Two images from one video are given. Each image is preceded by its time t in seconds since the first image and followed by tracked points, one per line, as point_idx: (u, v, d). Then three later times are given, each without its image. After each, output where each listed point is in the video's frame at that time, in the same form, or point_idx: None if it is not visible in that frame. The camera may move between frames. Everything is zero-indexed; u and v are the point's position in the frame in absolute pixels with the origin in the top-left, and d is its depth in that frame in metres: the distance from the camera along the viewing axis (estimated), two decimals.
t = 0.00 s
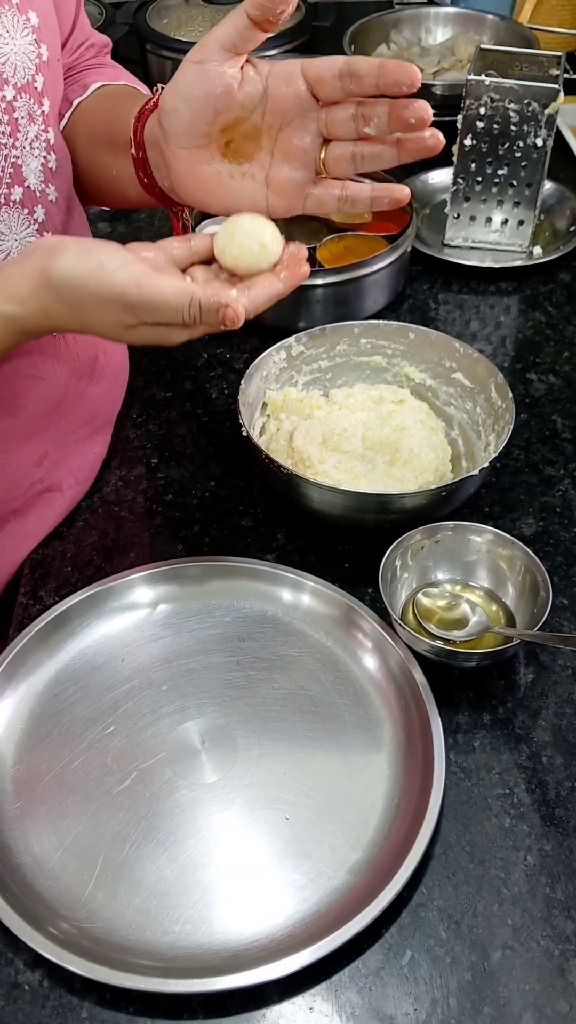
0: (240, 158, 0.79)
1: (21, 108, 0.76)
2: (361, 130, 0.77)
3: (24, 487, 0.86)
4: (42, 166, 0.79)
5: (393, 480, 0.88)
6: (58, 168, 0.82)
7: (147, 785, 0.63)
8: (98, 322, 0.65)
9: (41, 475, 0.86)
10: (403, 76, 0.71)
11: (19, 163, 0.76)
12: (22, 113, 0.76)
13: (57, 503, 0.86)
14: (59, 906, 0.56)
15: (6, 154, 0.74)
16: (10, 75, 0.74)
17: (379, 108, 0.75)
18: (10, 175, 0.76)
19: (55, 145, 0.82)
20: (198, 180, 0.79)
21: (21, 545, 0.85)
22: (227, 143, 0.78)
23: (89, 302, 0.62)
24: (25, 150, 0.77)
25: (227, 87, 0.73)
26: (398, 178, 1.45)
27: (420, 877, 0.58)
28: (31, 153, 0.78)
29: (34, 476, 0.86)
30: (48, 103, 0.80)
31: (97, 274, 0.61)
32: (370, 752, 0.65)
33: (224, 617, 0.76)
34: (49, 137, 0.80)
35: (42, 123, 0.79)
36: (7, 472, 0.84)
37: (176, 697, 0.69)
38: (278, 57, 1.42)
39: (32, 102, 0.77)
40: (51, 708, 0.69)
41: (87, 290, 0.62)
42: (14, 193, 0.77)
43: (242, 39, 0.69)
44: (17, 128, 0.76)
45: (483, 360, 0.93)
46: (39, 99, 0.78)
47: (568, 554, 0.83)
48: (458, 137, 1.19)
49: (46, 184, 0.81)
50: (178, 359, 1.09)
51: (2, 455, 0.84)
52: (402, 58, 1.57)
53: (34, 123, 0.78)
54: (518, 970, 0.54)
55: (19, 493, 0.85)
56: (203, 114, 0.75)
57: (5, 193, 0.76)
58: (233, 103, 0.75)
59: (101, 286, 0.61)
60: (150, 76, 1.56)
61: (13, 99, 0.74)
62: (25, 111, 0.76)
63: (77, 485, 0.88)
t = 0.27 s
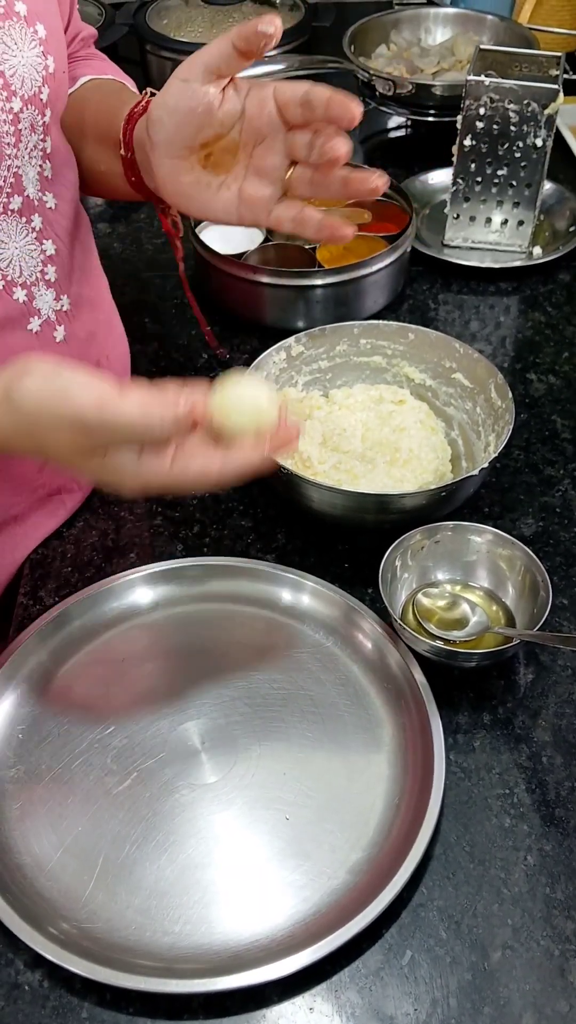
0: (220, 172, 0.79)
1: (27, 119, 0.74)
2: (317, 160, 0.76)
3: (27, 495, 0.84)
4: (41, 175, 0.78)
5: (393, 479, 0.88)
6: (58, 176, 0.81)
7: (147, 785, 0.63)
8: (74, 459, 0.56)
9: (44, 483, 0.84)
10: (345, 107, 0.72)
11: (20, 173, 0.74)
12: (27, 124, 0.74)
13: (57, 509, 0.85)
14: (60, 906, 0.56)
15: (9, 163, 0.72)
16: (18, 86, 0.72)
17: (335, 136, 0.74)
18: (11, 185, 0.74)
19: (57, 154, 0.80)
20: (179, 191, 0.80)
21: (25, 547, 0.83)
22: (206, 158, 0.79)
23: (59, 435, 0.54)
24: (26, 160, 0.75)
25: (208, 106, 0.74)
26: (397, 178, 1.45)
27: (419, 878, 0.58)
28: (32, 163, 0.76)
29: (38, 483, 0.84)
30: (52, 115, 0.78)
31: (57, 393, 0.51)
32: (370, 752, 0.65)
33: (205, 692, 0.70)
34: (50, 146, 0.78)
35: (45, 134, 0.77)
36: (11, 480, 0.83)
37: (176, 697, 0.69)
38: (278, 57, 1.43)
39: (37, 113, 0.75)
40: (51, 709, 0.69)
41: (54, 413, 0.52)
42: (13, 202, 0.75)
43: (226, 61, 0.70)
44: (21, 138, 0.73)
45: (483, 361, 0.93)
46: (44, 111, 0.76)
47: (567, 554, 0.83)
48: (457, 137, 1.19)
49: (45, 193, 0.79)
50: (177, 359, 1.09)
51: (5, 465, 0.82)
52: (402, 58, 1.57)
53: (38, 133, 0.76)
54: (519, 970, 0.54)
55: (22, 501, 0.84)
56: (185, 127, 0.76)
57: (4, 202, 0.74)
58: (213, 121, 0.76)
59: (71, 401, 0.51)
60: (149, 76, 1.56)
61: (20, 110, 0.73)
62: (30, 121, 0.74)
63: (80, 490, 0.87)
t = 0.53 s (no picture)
0: (193, 210, 0.86)
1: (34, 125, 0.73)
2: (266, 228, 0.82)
3: (29, 499, 0.81)
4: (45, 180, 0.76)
5: (393, 479, 0.88)
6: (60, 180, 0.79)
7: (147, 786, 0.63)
8: (33, 693, 0.53)
9: (45, 484, 0.83)
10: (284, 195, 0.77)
11: (25, 178, 0.73)
12: (34, 130, 0.73)
13: (58, 511, 0.85)
14: (60, 906, 0.56)
15: (16, 168, 0.71)
16: (26, 92, 0.71)
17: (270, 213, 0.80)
18: (16, 189, 0.72)
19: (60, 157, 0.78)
20: (155, 220, 0.87)
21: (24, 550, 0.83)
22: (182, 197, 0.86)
23: (31, 647, 0.52)
24: (31, 165, 0.74)
25: (187, 152, 0.81)
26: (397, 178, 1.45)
27: (421, 879, 0.58)
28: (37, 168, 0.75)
29: (39, 484, 0.82)
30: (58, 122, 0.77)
31: (62, 604, 0.53)
32: (370, 752, 0.65)
33: (163, 828, 0.60)
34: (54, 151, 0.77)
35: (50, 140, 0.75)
36: (12, 485, 0.79)
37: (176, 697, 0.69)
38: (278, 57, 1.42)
39: (44, 119, 0.74)
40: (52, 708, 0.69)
41: (58, 626, 0.52)
42: (16, 207, 0.73)
43: (208, 116, 0.78)
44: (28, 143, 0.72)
45: (484, 361, 0.93)
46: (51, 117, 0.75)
47: (568, 554, 0.83)
48: (457, 137, 1.19)
49: (47, 198, 0.77)
50: (177, 359, 1.08)
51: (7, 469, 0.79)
52: (402, 58, 1.57)
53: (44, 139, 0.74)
54: (520, 970, 0.53)
55: (23, 503, 0.81)
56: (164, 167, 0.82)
57: (7, 206, 0.72)
58: (192, 166, 0.82)
59: (71, 630, 0.53)
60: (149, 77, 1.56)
61: (28, 116, 0.72)
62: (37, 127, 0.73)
63: (79, 491, 0.87)
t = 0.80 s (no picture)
0: (187, 221, 0.86)
1: (36, 127, 0.72)
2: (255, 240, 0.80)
3: (29, 499, 0.82)
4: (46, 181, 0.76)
5: (393, 478, 0.88)
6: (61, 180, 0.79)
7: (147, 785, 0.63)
8: (39, 793, 0.48)
9: (45, 484, 0.83)
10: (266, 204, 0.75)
11: (27, 180, 0.73)
12: (36, 132, 0.73)
13: (57, 512, 0.85)
14: (60, 906, 0.56)
15: (17, 170, 0.71)
16: (27, 94, 0.71)
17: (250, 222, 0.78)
18: (17, 192, 0.72)
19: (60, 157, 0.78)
20: (149, 228, 0.87)
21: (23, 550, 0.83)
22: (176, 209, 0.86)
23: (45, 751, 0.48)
24: (33, 167, 0.73)
25: (182, 163, 0.81)
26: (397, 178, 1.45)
27: (420, 879, 0.58)
28: (38, 170, 0.74)
29: (40, 485, 0.82)
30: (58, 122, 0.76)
31: (88, 712, 0.49)
32: (370, 752, 0.65)
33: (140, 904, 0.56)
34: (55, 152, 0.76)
35: (51, 141, 0.75)
36: (12, 486, 0.80)
37: (176, 698, 0.69)
38: (277, 57, 1.42)
39: (45, 120, 0.74)
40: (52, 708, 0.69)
41: (82, 731, 0.48)
42: (18, 209, 0.73)
43: (203, 130, 0.78)
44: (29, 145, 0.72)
45: (484, 361, 0.93)
46: (51, 117, 0.75)
47: (568, 554, 0.83)
48: (457, 137, 1.19)
49: (48, 199, 0.77)
50: (177, 359, 1.08)
51: (7, 471, 0.79)
52: (401, 57, 1.57)
53: (45, 140, 0.74)
54: (520, 970, 0.53)
55: (23, 504, 0.81)
56: (159, 178, 0.83)
57: (9, 208, 0.72)
58: (186, 178, 0.82)
59: (96, 740, 0.48)
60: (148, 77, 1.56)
61: (29, 119, 0.71)
62: (38, 129, 0.73)
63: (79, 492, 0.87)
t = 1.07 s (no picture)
0: (182, 227, 0.85)
1: (38, 129, 0.73)
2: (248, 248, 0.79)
3: (29, 501, 0.82)
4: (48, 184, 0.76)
5: (393, 478, 0.88)
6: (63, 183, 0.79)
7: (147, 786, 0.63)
8: (35, 809, 0.48)
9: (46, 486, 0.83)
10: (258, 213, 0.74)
11: (29, 182, 0.73)
12: (38, 134, 0.73)
13: (58, 513, 0.85)
14: (59, 906, 0.56)
15: (19, 171, 0.71)
16: (29, 96, 0.71)
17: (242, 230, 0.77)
18: (18, 193, 0.72)
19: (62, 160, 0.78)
20: (144, 234, 0.87)
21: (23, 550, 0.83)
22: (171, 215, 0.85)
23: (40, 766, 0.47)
24: (35, 169, 0.73)
25: (176, 170, 0.81)
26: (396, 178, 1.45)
27: (421, 879, 0.58)
28: (40, 171, 0.74)
29: (41, 487, 0.82)
30: (59, 124, 0.77)
31: (87, 731, 0.48)
32: (370, 752, 0.65)
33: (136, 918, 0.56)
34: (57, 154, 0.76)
35: (53, 143, 0.75)
36: (13, 487, 0.80)
37: (176, 698, 0.69)
38: (276, 57, 1.42)
39: (47, 122, 0.74)
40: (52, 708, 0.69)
41: (82, 755, 0.47)
42: (19, 210, 0.73)
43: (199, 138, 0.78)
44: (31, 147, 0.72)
45: (484, 361, 0.93)
46: (53, 119, 0.75)
47: (568, 554, 0.83)
48: (456, 137, 1.20)
49: (50, 201, 0.77)
50: (176, 359, 1.08)
51: (7, 472, 0.79)
52: (401, 58, 1.57)
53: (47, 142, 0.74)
54: (520, 970, 0.53)
55: (23, 505, 0.82)
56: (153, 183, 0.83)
57: (10, 209, 0.72)
58: (181, 184, 0.82)
59: (95, 764, 0.48)
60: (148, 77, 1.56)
61: (31, 120, 0.71)
62: (40, 131, 0.73)
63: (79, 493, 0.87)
